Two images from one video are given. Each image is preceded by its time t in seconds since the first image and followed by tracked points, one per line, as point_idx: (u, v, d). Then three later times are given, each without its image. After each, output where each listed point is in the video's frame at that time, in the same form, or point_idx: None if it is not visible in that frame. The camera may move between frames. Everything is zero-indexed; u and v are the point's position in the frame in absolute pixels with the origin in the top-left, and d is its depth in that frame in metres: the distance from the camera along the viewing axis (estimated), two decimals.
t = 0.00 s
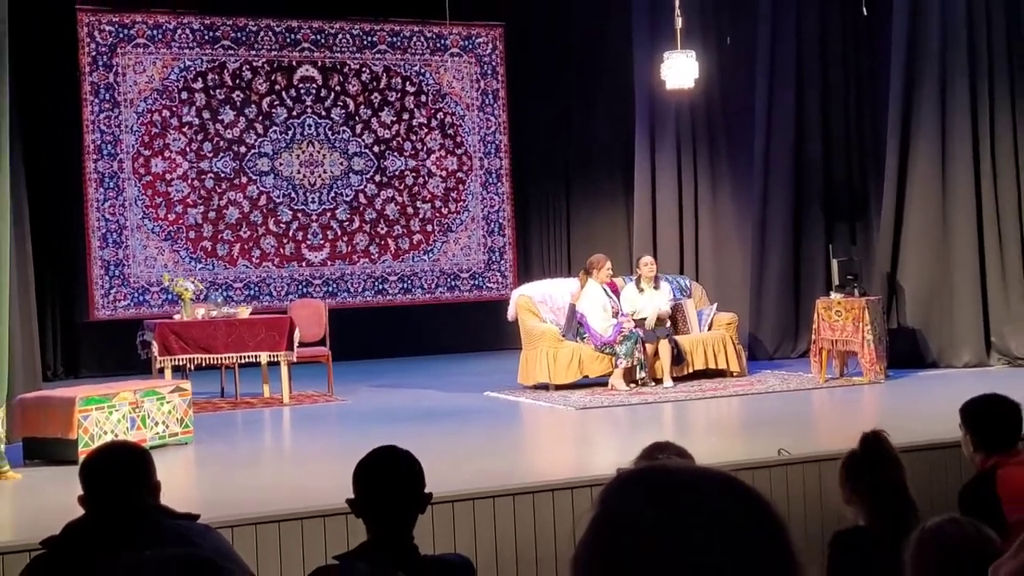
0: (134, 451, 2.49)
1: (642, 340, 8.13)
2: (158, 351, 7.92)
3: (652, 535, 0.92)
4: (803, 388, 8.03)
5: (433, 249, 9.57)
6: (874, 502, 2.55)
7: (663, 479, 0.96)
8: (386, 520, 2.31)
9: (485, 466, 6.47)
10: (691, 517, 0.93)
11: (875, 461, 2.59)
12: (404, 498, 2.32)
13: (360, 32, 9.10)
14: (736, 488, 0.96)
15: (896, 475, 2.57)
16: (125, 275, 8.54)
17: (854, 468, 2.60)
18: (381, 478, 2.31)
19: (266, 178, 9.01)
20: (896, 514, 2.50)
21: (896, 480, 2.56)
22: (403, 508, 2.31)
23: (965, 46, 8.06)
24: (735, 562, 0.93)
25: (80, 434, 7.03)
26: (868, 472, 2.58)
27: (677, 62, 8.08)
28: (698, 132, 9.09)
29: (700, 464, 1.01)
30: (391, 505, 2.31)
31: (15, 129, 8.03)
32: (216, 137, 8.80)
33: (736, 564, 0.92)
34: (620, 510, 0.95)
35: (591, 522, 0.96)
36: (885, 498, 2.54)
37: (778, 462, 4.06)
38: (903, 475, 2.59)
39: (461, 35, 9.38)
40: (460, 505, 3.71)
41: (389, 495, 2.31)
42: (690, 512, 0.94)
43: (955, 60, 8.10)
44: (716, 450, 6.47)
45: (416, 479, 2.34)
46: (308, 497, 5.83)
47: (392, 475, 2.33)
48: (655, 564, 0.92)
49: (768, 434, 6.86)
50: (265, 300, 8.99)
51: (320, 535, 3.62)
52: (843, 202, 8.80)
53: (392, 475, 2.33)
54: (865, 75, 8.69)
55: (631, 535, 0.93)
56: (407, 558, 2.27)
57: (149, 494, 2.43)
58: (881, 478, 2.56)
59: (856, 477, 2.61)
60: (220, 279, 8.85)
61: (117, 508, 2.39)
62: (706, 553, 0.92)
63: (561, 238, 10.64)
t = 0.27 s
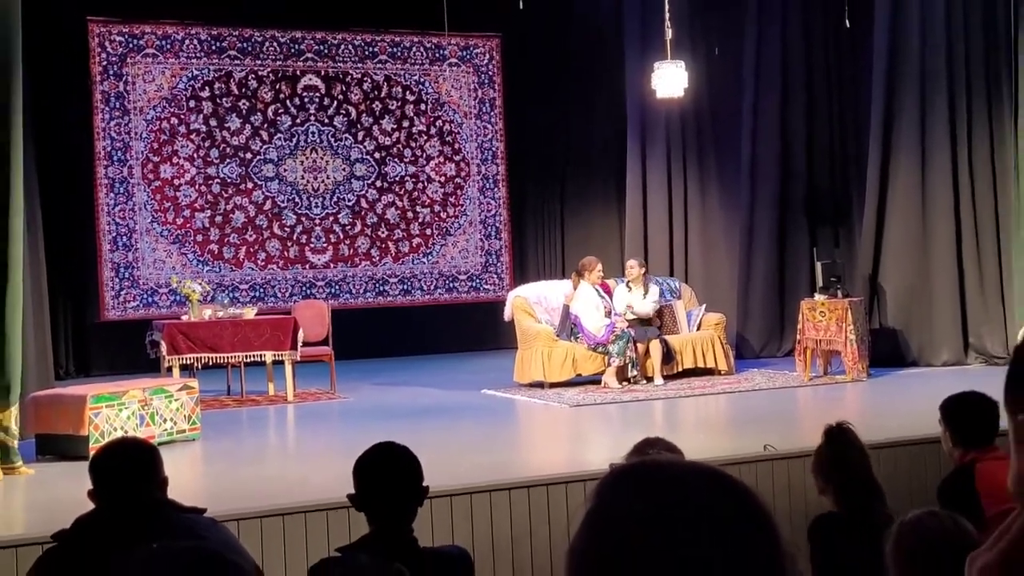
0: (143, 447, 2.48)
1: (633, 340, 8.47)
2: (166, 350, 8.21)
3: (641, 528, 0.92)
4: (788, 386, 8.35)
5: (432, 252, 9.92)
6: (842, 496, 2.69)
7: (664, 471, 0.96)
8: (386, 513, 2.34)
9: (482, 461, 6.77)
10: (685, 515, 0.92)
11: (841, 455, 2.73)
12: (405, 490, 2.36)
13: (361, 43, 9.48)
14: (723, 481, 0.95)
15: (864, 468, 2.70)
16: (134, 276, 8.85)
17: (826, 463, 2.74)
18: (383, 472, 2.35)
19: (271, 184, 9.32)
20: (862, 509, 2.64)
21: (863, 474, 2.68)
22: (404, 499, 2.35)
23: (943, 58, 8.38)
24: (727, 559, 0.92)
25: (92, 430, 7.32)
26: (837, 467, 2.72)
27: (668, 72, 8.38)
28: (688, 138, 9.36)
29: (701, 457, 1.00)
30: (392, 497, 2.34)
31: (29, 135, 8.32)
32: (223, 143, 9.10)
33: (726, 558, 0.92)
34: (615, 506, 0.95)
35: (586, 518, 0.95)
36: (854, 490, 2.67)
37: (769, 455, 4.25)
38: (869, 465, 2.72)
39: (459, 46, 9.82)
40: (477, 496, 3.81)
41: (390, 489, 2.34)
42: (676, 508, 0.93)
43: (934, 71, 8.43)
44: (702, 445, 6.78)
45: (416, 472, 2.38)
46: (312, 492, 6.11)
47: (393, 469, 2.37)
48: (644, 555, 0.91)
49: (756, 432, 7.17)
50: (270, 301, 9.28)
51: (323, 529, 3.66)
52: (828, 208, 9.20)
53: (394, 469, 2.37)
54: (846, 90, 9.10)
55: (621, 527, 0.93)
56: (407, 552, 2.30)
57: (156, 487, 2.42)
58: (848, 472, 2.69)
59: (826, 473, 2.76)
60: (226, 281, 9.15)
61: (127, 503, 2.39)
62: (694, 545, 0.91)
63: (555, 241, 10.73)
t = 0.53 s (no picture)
0: (170, 433, 2.69)
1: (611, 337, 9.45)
2: (190, 345, 9.15)
3: (613, 512, 1.11)
4: (749, 378, 9.35)
5: (430, 257, 10.96)
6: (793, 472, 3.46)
7: (627, 456, 1.16)
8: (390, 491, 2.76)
9: (475, 445, 7.72)
10: (653, 498, 1.11)
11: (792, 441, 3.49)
12: (404, 472, 2.78)
13: (367, 69, 10.46)
14: (690, 467, 1.14)
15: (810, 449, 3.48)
16: (162, 279, 9.81)
17: (780, 446, 3.53)
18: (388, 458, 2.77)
19: (285, 196, 10.32)
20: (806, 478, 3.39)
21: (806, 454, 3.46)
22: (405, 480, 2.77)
23: (887, 86, 9.38)
24: (690, 535, 1.10)
25: (122, 417, 8.17)
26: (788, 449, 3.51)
27: (640, 96, 9.35)
28: (659, 157, 10.46)
29: (657, 445, 1.19)
30: (396, 476, 2.77)
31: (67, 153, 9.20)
32: (242, 160, 10.07)
33: (682, 544, 1.09)
34: (591, 491, 1.13)
35: (566, 499, 1.14)
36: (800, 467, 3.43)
37: (728, 442, 5.08)
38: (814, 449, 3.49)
39: (454, 73, 10.86)
40: (470, 479, 4.33)
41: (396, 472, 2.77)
42: (643, 488, 1.12)
43: (880, 97, 9.41)
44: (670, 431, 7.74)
45: (411, 459, 2.79)
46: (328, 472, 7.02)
47: (396, 456, 2.78)
48: (617, 538, 1.09)
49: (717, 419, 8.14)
50: (284, 301, 10.25)
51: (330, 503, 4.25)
52: (782, 216, 10.17)
53: (397, 455, 2.79)
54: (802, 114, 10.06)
55: (595, 511, 1.11)
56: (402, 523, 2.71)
57: (176, 471, 2.63)
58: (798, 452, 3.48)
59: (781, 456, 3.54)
60: (244, 283, 10.11)
61: (152, 489, 2.58)
62: (660, 528, 1.10)
63: (540, 249, 11.79)
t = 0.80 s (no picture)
0: (175, 433, 2.91)
1: (600, 338, 9.75)
2: (192, 346, 9.45)
3: (599, 509, 1.15)
4: (732, 378, 9.70)
5: (424, 261, 11.27)
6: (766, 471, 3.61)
7: (614, 456, 1.19)
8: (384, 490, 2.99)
9: (468, 443, 8.02)
10: (642, 500, 1.16)
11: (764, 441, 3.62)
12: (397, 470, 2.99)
13: (364, 79, 10.78)
14: (672, 466, 1.20)
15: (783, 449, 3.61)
16: (165, 282, 10.10)
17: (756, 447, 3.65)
18: (381, 456, 2.98)
19: (284, 202, 10.61)
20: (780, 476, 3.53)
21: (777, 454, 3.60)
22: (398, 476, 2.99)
23: (867, 98, 9.73)
24: (675, 534, 1.16)
25: (126, 416, 8.43)
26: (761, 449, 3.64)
27: (628, 107, 9.67)
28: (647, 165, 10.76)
29: (641, 445, 1.23)
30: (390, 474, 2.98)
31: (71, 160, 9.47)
32: (243, 166, 10.36)
33: (664, 544, 1.15)
34: (575, 488, 1.16)
35: (549, 495, 1.18)
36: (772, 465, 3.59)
37: (703, 442, 5.40)
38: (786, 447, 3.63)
39: (448, 83, 11.15)
40: (463, 475, 4.58)
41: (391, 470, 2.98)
42: (628, 486, 1.16)
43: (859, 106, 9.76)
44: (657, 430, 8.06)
45: (405, 457, 3.01)
46: (328, 469, 7.30)
47: (389, 455, 3.00)
48: (603, 533, 1.14)
49: (702, 418, 8.48)
50: (283, 303, 10.56)
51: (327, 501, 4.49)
52: (765, 222, 10.54)
53: (391, 455, 3.00)
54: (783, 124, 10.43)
55: (582, 506, 1.15)
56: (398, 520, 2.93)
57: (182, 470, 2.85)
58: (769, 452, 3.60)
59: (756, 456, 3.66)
60: (245, 286, 10.42)
61: (159, 486, 2.79)
62: (647, 526, 1.15)
63: (531, 251, 12.10)
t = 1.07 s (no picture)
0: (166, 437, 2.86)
1: (589, 342, 9.76)
2: (182, 350, 9.43)
3: (592, 511, 1.13)
4: (722, 382, 9.73)
5: (415, 265, 11.25)
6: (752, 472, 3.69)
7: (593, 464, 1.18)
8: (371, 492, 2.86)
9: (460, 447, 8.03)
10: (623, 515, 1.13)
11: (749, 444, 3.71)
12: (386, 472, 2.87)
13: (354, 83, 10.76)
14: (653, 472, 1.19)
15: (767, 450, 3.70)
16: (154, 286, 10.06)
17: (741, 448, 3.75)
18: (365, 461, 2.87)
19: (274, 206, 10.59)
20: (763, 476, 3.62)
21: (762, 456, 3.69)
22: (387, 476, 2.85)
23: (856, 104, 9.77)
24: (657, 547, 1.13)
25: (115, 421, 8.40)
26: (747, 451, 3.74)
27: (618, 112, 9.70)
28: (637, 169, 10.79)
29: (620, 453, 1.21)
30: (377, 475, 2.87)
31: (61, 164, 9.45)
32: (233, 170, 10.34)
33: (645, 559, 1.12)
34: (551, 501, 1.14)
35: (534, 497, 1.15)
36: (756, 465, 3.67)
37: (687, 447, 5.40)
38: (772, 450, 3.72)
39: (439, 87, 11.14)
40: (453, 479, 4.55)
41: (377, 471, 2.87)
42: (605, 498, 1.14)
43: (848, 109, 9.81)
44: (648, 434, 8.07)
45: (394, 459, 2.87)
46: (320, 474, 7.29)
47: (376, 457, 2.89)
48: (594, 535, 1.12)
49: (691, 421, 8.50)
50: (273, 307, 10.54)
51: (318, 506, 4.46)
52: (754, 226, 10.58)
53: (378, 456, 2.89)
54: (774, 129, 10.49)
55: (572, 508, 1.13)
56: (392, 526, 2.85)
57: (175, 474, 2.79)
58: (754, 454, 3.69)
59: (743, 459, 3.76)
60: (235, 290, 10.40)
61: (147, 490, 2.73)
62: (637, 529, 1.13)
63: (522, 255, 12.09)
